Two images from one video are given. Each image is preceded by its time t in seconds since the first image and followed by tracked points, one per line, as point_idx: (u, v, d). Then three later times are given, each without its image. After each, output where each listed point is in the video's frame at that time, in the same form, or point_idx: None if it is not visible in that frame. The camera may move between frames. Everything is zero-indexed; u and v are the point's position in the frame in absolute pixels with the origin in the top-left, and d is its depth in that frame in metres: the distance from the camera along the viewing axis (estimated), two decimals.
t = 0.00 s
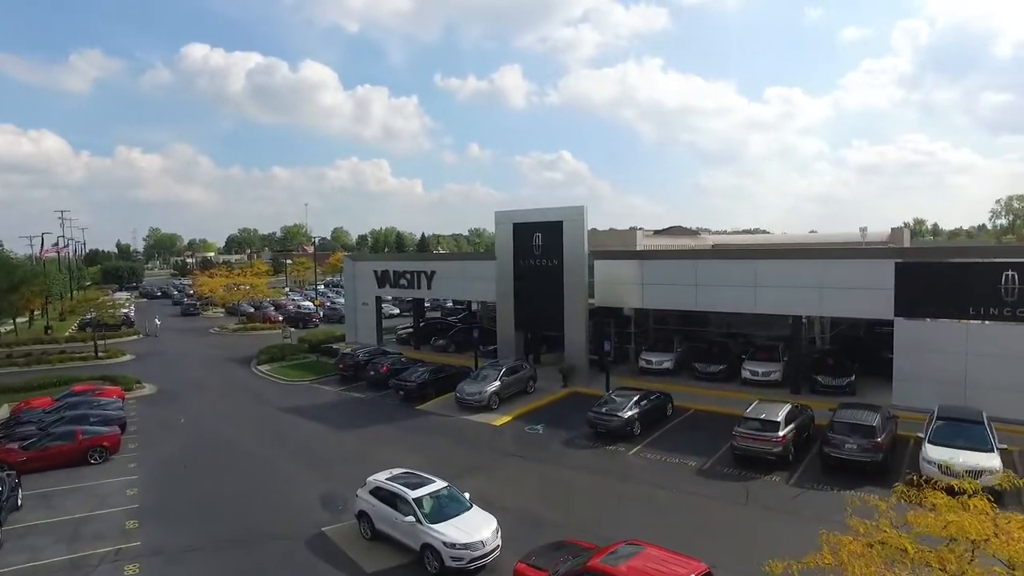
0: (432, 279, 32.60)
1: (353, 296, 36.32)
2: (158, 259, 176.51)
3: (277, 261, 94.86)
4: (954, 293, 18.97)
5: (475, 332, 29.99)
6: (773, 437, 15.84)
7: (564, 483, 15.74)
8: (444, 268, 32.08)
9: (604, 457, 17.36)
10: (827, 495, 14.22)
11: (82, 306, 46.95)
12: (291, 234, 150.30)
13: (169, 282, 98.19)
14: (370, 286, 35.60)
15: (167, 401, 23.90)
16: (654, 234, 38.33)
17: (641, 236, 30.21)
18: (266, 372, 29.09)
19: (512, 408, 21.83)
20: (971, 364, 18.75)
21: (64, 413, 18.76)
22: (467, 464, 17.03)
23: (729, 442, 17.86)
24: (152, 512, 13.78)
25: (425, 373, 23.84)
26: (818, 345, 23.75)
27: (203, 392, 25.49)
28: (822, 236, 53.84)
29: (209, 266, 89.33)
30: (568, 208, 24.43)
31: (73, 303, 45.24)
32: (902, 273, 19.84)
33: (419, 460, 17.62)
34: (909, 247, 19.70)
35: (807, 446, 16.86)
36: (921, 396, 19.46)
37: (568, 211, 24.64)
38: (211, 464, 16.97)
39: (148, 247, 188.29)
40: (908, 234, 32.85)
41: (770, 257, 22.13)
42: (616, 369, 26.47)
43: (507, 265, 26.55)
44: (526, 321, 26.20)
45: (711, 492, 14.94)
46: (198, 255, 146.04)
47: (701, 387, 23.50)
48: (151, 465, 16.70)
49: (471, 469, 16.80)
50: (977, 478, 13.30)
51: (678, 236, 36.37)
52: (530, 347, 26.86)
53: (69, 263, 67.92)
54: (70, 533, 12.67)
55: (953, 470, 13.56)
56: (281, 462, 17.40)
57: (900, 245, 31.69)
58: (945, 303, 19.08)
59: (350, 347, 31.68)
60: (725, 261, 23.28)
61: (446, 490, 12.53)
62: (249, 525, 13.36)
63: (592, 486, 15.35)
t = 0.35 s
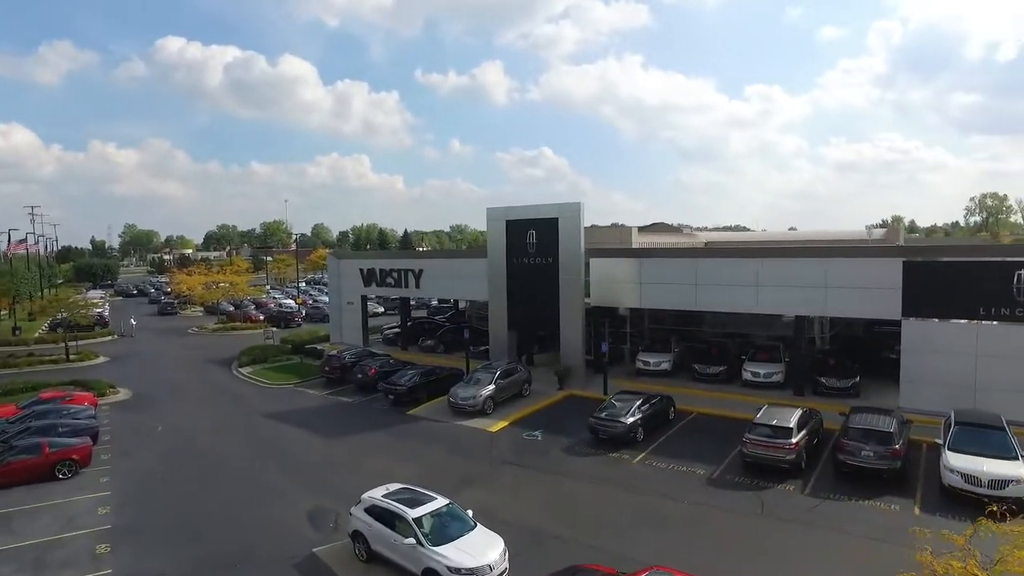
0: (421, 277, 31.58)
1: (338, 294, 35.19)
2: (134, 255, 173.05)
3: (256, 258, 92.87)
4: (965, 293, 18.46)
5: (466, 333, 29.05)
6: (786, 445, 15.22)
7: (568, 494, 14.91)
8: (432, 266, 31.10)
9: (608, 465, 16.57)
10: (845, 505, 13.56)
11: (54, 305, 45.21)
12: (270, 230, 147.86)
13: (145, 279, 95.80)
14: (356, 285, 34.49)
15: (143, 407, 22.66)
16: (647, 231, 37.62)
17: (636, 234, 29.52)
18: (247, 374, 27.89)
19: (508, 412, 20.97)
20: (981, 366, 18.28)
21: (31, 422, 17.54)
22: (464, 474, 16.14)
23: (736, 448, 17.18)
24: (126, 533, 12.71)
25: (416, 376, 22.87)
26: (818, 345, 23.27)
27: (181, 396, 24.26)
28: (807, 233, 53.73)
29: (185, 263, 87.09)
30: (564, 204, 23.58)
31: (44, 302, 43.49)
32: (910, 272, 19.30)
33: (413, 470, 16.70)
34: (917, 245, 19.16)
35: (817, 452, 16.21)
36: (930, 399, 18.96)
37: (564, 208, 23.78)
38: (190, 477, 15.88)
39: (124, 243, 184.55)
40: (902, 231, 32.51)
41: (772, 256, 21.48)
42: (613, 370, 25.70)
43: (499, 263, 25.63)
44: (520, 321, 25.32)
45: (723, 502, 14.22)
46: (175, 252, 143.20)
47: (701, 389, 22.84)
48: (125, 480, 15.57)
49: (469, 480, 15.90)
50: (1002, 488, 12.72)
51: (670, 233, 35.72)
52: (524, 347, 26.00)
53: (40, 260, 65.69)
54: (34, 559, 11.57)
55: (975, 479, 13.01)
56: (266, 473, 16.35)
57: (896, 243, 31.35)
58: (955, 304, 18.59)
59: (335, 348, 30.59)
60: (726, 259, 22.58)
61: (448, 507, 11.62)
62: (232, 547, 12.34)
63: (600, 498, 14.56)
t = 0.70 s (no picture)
0: (415, 277, 30.63)
1: (328, 295, 34.17)
2: (118, 253, 170.38)
3: (243, 256, 91.24)
4: (985, 294, 17.84)
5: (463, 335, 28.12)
6: (808, 455, 14.50)
7: (580, 506, 14.11)
8: (427, 266, 30.17)
9: (619, 475, 15.78)
10: (875, 519, 12.84)
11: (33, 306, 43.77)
12: (257, 228, 145.90)
13: (128, 278, 93.88)
14: (347, 284, 33.48)
15: (126, 414, 21.59)
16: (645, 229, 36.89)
17: (636, 232, 28.79)
18: (235, 378, 26.81)
19: (510, 418, 20.11)
20: (1002, 370, 17.68)
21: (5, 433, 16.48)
22: (468, 485, 15.28)
23: (751, 456, 16.47)
24: (106, 557, 11.74)
25: (413, 380, 21.95)
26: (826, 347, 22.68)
27: (166, 402, 23.17)
28: (802, 232, 53.19)
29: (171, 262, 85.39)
30: (566, 202, 22.74)
31: (22, 303, 42.06)
32: (927, 272, 18.66)
33: (413, 481, 15.82)
34: (934, 244, 18.53)
35: (838, 461, 15.53)
36: (947, 403, 18.36)
37: (566, 205, 22.92)
38: (177, 492, 14.91)
39: (107, 241, 181.70)
40: (905, 229, 31.97)
41: (783, 255, 20.79)
42: (615, 372, 24.95)
43: (499, 263, 24.74)
44: (520, 323, 24.47)
45: (745, 516, 13.48)
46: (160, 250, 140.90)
47: (707, 393, 22.15)
48: (106, 497, 14.52)
49: (474, 492, 15.04)
50: None
51: (669, 231, 34.97)
52: (524, 349, 25.19)
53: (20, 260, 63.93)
54: None
55: (1011, 494, 12.36)
56: (257, 487, 15.38)
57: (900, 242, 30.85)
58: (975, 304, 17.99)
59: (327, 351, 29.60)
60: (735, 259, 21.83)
61: (458, 529, 10.75)
62: (222, 570, 11.42)
63: (614, 512, 13.77)
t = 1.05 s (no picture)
0: (403, 273, 29.64)
1: (313, 291, 33.05)
2: (92, 248, 166.41)
3: (221, 251, 89.23)
4: (998, 291, 17.43)
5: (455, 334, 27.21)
6: (827, 460, 13.84)
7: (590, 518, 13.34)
8: (416, 261, 29.21)
9: (628, 483, 15.05)
10: (900, 527, 12.22)
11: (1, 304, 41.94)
12: (236, 222, 143.25)
13: (103, 274, 91.41)
14: (332, 281, 32.38)
15: (100, 420, 20.37)
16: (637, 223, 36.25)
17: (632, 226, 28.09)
18: (217, 380, 25.65)
19: (508, 421, 19.30)
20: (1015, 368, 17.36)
21: None
22: (470, 495, 14.45)
23: (763, 461, 15.83)
24: None
25: (405, 382, 21.02)
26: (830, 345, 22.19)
27: (144, 407, 21.99)
28: (784, 226, 53.12)
29: (146, 257, 83.14)
30: (565, 196, 21.91)
31: None
32: (939, 268, 18.15)
33: (410, 492, 14.93)
34: (946, 240, 18.02)
35: (853, 464, 14.94)
36: (959, 402, 18.11)
37: (564, 199, 22.08)
38: (156, 508, 13.85)
39: (81, 236, 177.39)
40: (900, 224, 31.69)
41: (788, 251, 20.17)
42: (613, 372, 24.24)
43: (493, 259, 23.85)
44: (515, 321, 23.64)
45: (764, 526, 12.77)
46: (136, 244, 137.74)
47: (710, 392, 21.53)
48: (80, 515, 13.44)
49: (475, 503, 14.17)
50: None
51: (662, 226, 34.32)
52: (519, 348, 24.37)
53: None
54: None
55: None
56: (244, 500, 14.40)
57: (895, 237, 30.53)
58: (988, 300, 17.55)
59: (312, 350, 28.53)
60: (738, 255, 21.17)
61: (466, 549, 9.89)
62: None
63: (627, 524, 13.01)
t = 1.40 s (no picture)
0: (392, 267, 28.59)
1: (297, 287, 31.87)
2: (65, 241, 162.28)
3: (199, 245, 87.16)
4: (1015, 287, 16.83)
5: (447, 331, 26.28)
6: (849, 465, 13.22)
7: (604, 528, 12.55)
8: (406, 256, 28.20)
9: (639, 489, 14.27)
10: (929, 536, 11.56)
11: None
12: (214, 214, 140.53)
13: (76, 269, 88.85)
14: (317, 276, 31.22)
15: (72, 425, 19.15)
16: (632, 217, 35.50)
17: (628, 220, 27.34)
18: (197, 380, 24.46)
19: (507, 423, 18.43)
20: None
21: None
22: (474, 503, 13.58)
23: (778, 464, 15.15)
24: None
25: (398, 382, 20.06)
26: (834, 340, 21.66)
27: (120, 410, 20.79)
28: (768, 220, 52.64)
29: (121, 251, 80.84)
30: (564, 187, 21.08)
31: None
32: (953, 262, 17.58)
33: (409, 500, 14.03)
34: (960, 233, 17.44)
35: (873, 468, 14.29)
36: (974, 401, 17.56)
37: (562, 191, 21.24)
38: (133, 522, 12.81)
39: (53, 229, 173.03)
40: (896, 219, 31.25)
41: (796, 245, 19.53)
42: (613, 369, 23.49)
43: (488, 254, 22.94)
44: (511, 318, 22.78)
45: (787, 535, 12.06)
46: (110, 238, 134.47)
47: (715, 391, 20.83)
48: (50, 532, 12.35)
49: (479, 511, 13.29)
50: None
51: (656, 219, 33.61)
52: (514, 346, 23.52)
53: None
54: None
55: None
56: (230, 511, 13.40)
57: (893, 230, 30.09)
58: (1005, 295, 16.91)
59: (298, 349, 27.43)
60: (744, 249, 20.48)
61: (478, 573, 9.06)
62: None
63: (642, 534, 12.27)
